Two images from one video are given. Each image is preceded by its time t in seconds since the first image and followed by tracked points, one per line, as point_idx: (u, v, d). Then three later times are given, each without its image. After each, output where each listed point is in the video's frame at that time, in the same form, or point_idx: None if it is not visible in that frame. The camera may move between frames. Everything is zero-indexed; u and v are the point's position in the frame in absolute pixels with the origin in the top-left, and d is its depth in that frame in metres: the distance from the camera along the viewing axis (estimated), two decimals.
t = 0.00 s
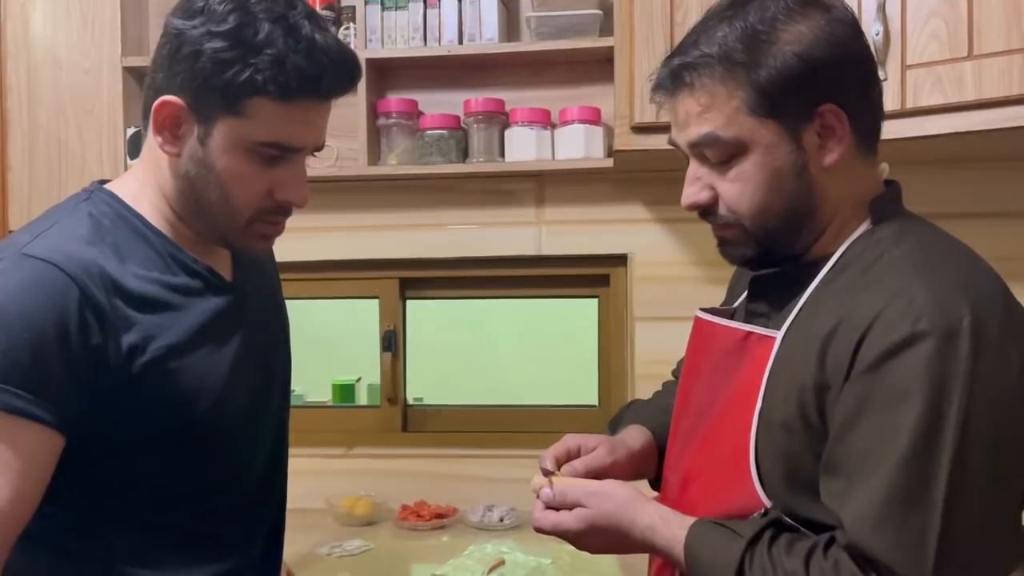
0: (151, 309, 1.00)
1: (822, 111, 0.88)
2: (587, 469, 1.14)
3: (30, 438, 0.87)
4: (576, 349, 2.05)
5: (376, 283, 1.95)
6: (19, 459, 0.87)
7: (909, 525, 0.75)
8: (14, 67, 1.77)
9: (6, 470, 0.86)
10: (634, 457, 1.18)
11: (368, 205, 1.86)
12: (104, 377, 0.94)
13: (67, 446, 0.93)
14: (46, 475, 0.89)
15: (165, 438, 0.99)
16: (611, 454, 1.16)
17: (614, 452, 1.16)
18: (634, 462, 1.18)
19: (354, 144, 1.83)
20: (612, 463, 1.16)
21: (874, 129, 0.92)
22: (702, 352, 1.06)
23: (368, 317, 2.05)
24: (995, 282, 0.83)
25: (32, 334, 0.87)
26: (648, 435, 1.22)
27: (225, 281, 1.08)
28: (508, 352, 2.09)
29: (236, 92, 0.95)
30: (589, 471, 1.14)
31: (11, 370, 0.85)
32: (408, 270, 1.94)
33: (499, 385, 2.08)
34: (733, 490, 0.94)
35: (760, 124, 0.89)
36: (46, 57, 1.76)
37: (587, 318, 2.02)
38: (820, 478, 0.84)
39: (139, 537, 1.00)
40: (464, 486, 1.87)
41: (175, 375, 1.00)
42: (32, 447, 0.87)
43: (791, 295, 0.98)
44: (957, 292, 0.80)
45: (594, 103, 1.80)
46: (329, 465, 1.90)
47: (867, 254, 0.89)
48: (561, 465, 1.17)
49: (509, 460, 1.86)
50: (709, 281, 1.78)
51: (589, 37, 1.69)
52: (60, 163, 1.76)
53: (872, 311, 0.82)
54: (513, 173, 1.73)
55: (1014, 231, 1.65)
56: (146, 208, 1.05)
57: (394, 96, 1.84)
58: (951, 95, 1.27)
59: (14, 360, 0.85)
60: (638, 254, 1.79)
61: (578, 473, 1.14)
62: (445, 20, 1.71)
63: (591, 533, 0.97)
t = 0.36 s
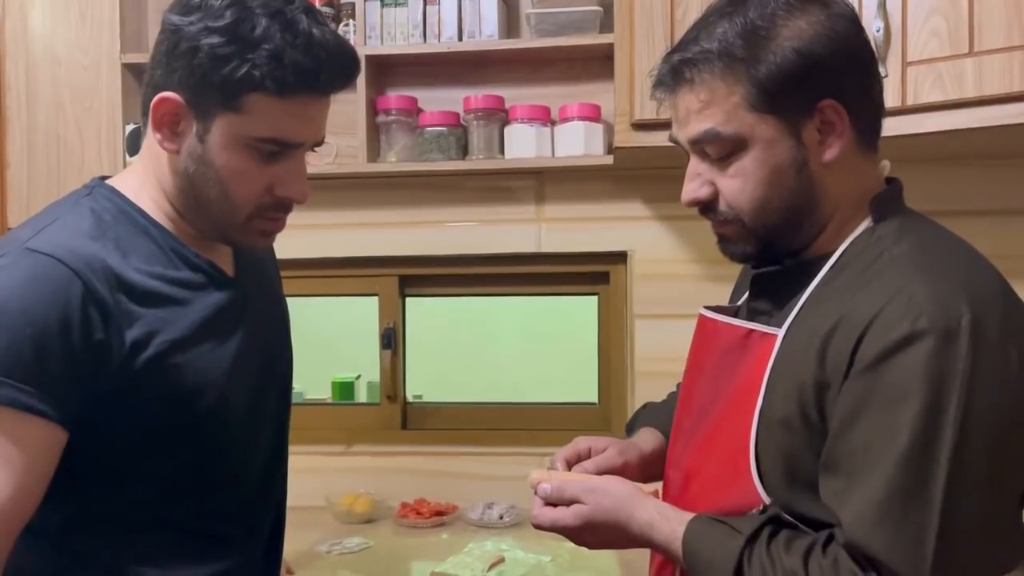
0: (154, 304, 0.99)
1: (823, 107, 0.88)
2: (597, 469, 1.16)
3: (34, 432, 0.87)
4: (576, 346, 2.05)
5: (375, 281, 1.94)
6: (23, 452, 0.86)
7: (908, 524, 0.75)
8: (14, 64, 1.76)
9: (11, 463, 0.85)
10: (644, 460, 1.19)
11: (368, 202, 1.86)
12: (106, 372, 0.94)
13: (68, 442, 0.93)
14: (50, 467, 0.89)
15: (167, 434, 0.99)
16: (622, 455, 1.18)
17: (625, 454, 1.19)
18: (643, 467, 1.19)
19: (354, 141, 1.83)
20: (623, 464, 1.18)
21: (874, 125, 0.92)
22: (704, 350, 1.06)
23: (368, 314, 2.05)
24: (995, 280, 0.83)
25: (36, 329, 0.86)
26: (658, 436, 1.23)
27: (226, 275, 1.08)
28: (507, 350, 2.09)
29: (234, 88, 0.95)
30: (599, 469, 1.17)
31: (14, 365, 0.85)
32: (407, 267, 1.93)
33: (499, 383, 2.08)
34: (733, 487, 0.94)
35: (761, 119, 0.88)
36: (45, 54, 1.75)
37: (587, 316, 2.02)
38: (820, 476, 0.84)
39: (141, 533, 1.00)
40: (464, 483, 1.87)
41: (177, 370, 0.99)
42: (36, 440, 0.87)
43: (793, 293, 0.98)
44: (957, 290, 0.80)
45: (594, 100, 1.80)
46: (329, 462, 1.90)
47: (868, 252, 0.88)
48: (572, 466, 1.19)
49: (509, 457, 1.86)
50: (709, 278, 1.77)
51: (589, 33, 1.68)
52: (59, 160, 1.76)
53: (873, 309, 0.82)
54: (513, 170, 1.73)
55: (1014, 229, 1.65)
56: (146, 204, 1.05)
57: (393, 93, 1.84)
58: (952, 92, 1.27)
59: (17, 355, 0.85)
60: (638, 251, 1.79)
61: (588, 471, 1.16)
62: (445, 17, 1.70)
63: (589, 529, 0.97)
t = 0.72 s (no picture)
0: (155, 304, 0.99)
1: (823, 103, 0.88)
2: (602, 447, 1.16)
3: (34, 431, 0.86)
4: (574, 344, 2.05)
5: (375, 280, 1.94)
6: (23, 452, 0.86)
7: (905, 522, 0.75)
8: (12, 62, 1.76)
9: (11, 463, 0.85)
10: (647, 445, 1.19)
11: (367, 201, 1.86)
12: (107, 371, 0.94)
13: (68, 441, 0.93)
14: (52, 465, 0.89)
15: (167, 434, 0.99)
16: (625, 436, 1.19)
17: (628, 435, 1.19)
18: (647, 449, 1.20)
19: (353, 140, 1.83)
20: (625, 445, 1.18)
21: (874, 123, 0.92)
22: (706, 348, 1.06)
23: (368, 313, 2.04)
24: (995, 279, 0.83)
25: (37, 327, 0.86)
26: (658, 427, 1.23)
27: (227, 275, 1.08)
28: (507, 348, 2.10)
29: (236, 86, 0.95)
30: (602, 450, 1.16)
31: (16, 364, 0.84)
32: (406, 266, 1.92)
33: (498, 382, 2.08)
34: (733, 484, 0.94)
35: (761, 116, 0.89)
36: (45, 53, 1.75)
37: (586, 314, 2.02)
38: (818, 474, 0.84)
39: (140, 533, 0.99)
40: (464, 482, 1.87)
41: (178, 369, 0.99)
42: (36, 440, 0.87)
43: (795, 291, 0.98)
44: (956, 289, 0.80)
45: (593, 99, 1.80)
46: (328, 461, 1.90)
47: (868, 250, 0.88)
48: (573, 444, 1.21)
49: (508, 456, 1.86)
50: (708, 277, 1.77)
51: (589, 32, 1.68)
52: (59, 159, 1.75)
53: (872, 308, 0.82)
54: (512, 169, 1.73)
55: (1013, 227, 1.65)
56: (146, 203, 1.04)
57: (393, 92, 1.84)
58: (951, 90, 1.27)
59: (19, 354, 0.85)
60: (638, 250, 1.79)
61: (593, 452, 1.16)
62: (444, 15, 1.70)
63: (584, 525, 0.96)
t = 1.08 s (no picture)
0: (153, 307, 0.99)
1: (826, 103, 0.89)
2: (597, 453, 1.17)
3: (30, 434, 0.87)
4: (573, 345, 2.06)
5: (374, 280, 1.95)
6: (19, 454, 0.86)
7: (910, 523, 0.76)
8: (12, 63, 1.76)
9: (8, 466, 0.86)
10: (643, 447, 1.20)
11: (365, 202, 1.86)
12: (104, 374, 0.94)
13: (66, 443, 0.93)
14: (49, 467, 0.89)
15: (166, 436, 0.99)
16: (621, 440, 1.19)
17: (624, 439, 1.19)
18: (644, 450, 1.20)
19: (352, 141, 1.83)
20: (622, 450, 1.18)
21: (876, 124, 0.92)
22: (706, 348, 1.06)
23: (367, 314, 2.05)
24: (995, 279, 0.84)
25: (35, 330, 0.87)
26: (655, 427, 1.24)
27: (225, 278, 1.08)
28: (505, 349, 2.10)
29: (235, 87, 0.95)
30: (599, 455, 1.17)
31: (12, 367, 0.85)
32: (405, 267, 1.93)
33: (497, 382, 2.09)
34: (735, 484, 0.94)
35: (765, 115, 0.89)
36: (44, 53, 1.75)
37: (585, 314, 2.02)
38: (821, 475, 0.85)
39: (139, 535, 1.00)
40: (463, 482, 1.87)
41: (177, 372, 0.99)
42: (32, 442, 0.87)
43: (795, 292, 0.98)
44: (958, 290, 0.80)
45: (591, 100, 1.80)
46: (328, 461, 1.90)
47: (869, 252, 0.89)
48: (570, 449, 1.21)
49: (508, 456, 1.87)
50: (707, 277, 1.78)
51: (587, 33, 1.69)
52: (58, 159, 1.76)
53: (874, 309, 0.82)
54: (511, 169, 1.73)
55: (1011, 228, 1.65)
56: (146, 204, 1.05)
57: (392, 92, 1.84)
58: (949, 91, 1.27)
59: (15, 356, 0.85)
60: (636, 250, 1.80)
61: (588, 457, 1.17)
62: (443, 16, 1.71)
63: (586, 526, 0.97)
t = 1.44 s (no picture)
0: (148, 310, 0.99)
1: (823, 105, 0.89)
2: (592, 451, 1.17)
3: (24, 438, 0.86)
4: (571, 346, 2.06)
5: (372, 282, 1.95)
6: (14, 457, 0.86)
7: (906, 524, 0.76)
8: (10, 64, 1.76)
9: (2, 469, 0.86)
10: (639, 445, 1.20)
11: (362, 203, 1.86)
12: (100, 377, 0.94)
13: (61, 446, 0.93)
14: (45, 470, 0.89)
15: (162, 439, 0.99)
16: (617, 438, 1.19)
17: (620, 437, 1.19)
18: (640, 448, 1.20)
19: (350, 143, 1.83)
20: (618, 448, 1.18)
21: (873, 126, 0.92)
22: (704, 349, 1.06)
23: (365, 316, 2.05)
24: (992, 281, 0.84)
25: (30, 333, 0.87)
26: (649, 424, 1.24)
27: (221, 281, 1.08)
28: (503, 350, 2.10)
29: (233, 89, 0.95)
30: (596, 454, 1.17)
31: (7, 370, 0.85)
32: (404, 268, 1.93)
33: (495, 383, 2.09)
34: (732, 485, 0.94)
35: (761, 117, 0.89)
36: (41, 55, 1.75)
37: (582, 315, 2.03)
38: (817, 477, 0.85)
39: (135, 538, 1.00)
40: (461, 484, 1.87)
41: (172, 375, 0.99)
42: (26, 445, 0.87)
43: (793, 293, 0.99)
44: (955, 292, 0.80)
45: (589, 101, 1.80)
46: (326, 463, 1.90)
47: (866, 254, 0.89)
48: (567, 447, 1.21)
49: (505, 457, 1.87)
50: (704, 278, 1.78)
51: (585, 35, 1.69)
52: (55, 161, 1.75)
53: (871, 312, 0.82)
54: (509, 171, 1.73)
55: (1009, 229, 1.66)
56: (143, 206, 1.05)
57: (390, 94, 1.84)
58: (946, 92, 1.28)
59: (11, 360, 0.85)
60: (634, 251, 1.80)
61: (585, 455, 1.16)
62: (441, 18, 1.71)
63: (582, 522, 0.97)
